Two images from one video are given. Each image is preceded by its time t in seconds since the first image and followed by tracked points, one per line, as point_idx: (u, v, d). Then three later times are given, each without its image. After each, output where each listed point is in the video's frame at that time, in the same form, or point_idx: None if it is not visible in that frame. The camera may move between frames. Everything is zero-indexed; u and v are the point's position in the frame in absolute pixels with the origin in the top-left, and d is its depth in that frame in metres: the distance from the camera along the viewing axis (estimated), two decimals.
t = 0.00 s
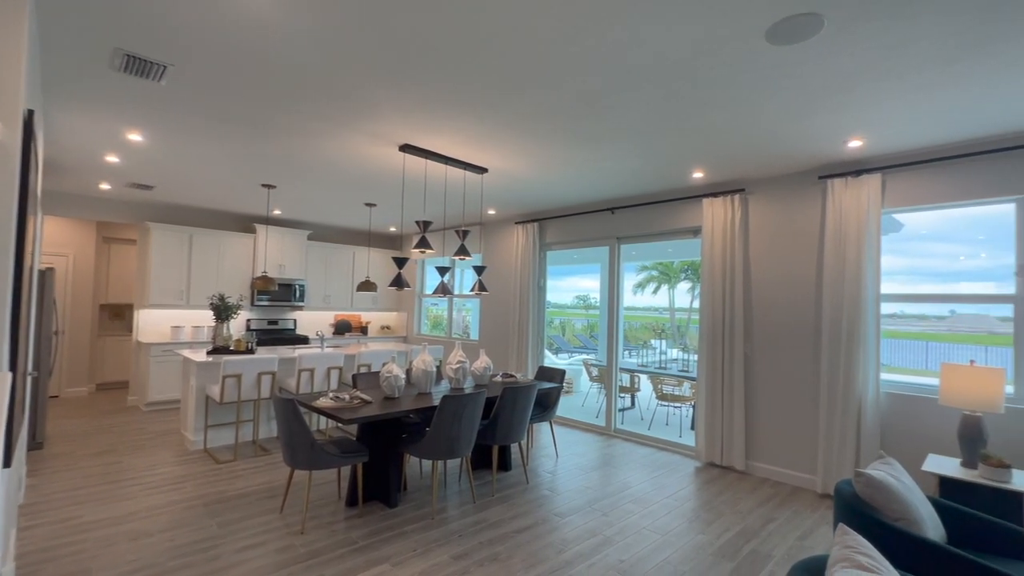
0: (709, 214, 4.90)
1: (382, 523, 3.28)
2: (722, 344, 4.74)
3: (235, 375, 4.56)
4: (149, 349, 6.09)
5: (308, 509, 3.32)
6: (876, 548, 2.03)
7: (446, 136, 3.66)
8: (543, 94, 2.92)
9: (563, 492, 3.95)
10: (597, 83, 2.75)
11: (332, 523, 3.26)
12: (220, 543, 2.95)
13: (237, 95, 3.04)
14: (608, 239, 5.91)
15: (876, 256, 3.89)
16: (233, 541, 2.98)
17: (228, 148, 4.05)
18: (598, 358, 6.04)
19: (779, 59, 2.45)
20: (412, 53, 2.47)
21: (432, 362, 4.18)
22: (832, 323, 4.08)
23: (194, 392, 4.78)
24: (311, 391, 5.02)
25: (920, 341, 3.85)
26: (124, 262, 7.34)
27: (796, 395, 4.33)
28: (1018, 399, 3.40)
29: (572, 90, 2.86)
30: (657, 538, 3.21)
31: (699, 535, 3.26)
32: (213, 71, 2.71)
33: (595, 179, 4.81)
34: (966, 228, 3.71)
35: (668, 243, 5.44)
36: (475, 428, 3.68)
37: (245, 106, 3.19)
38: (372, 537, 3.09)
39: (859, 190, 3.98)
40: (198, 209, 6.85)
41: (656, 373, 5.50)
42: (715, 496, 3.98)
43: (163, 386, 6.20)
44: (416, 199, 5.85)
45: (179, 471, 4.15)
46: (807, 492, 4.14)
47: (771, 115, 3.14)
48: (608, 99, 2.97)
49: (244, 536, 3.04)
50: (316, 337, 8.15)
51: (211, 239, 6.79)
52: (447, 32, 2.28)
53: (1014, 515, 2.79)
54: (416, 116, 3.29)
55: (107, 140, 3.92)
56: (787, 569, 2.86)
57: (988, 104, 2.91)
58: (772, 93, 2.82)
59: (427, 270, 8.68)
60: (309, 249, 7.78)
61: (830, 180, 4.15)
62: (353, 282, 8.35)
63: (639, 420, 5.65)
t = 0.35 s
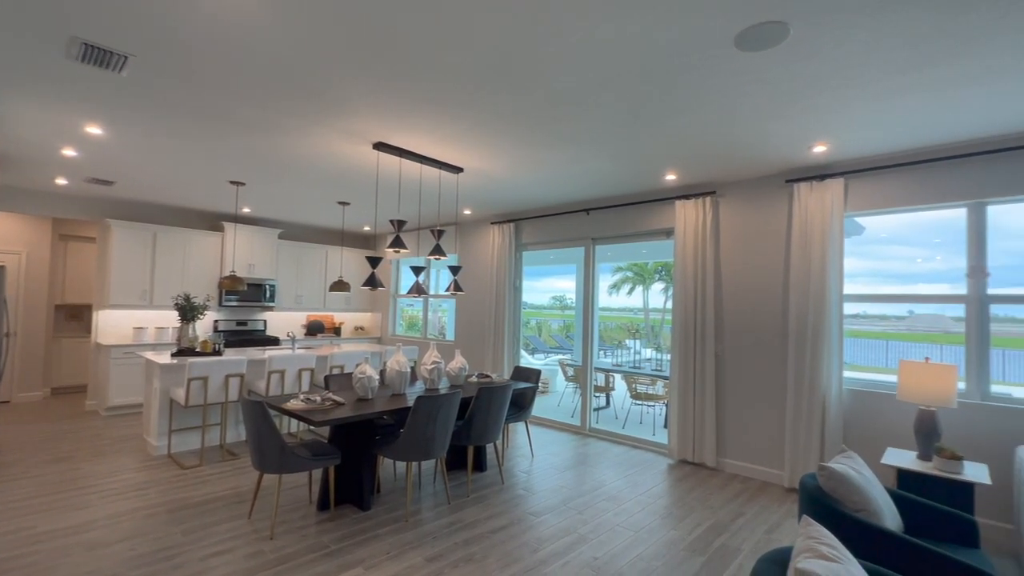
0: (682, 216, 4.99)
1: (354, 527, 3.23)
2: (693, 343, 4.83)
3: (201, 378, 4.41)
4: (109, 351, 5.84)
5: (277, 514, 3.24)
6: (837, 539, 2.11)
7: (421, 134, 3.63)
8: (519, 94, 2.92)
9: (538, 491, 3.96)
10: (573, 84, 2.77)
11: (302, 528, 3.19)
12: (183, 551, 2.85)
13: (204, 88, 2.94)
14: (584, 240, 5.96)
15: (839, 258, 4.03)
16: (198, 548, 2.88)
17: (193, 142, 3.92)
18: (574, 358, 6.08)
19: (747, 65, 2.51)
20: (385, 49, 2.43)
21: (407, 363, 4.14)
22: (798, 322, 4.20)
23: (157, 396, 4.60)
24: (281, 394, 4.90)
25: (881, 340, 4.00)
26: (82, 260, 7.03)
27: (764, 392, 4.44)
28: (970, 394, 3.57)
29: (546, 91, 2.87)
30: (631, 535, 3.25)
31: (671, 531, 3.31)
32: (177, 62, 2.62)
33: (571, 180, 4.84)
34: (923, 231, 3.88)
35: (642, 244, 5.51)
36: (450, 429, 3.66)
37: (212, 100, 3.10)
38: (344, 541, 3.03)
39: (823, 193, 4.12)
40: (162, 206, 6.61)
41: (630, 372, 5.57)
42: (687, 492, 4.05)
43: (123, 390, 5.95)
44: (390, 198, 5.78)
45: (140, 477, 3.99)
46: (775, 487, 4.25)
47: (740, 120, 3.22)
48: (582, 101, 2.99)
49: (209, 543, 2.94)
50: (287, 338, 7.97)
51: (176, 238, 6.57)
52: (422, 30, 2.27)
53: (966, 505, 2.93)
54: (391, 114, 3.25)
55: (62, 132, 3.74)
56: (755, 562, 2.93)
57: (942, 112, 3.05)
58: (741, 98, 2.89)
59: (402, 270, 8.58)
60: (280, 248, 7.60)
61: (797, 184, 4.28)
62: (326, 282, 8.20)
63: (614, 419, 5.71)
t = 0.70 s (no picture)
0: (650, 217, 5.10)
1: (320, 532, 3.16)
2: (661, 342, 4.93)
3: (158, 381, 4.24)
4: (58, 354, 5.54)
5: (239, 521, 3.14)
6: (795, 530, 2.19)
7: (391, 132, 3.59)
8: (489, 94, 2.93)
9: (509, 491, 3.97)
10: (543, 86, 2.80)
11: (266, 534, 3.11)
12: (138, 562, 2.73)
13: (161, 80, 2.83)
14: (555, 241, 6.01)
15: (798, 260, 4.19)
16: (154, 558, 2.77)
17: (150, 136, 3.76)
18: (545, 358, 6.12)
19: (711, 71, 2.59)
20: (354, 45, 2.40)
21: (376, 363, 4.08)
22: (760, 322, 4.35)
23: (110, 401, 4.40)
24: (244, 397, 4.75)
25: (838, 339, 4.18)
26: (28, 259, 6.65)
27: (728, 390, 4.58)
28: (917, 389, 3.77)
29: (517, 92, 2.89)
30: (600, 531, 3.29)
31: (639, 527, 3.38)
32: (134, 52, 2.52)
33: (542, 181, 4.87)
34: (876, 235, 4.07)
35: (612, 245, 5.59)
36: (420, 430, 3.63)
37: (171, 92, 2.98)
38: (310, 546, 2.96)
39: (783, 197, 4.28)
40: (117, 202, 6.32)
41: (600, 372, 5.65)
42: (654, 488, 4.14)
43: (73, 395, 5.65)
44: (360, 197, 5.69)
45: (91, 486, 3.80)
46: (738, 481, 4.39)
47: (705, 125, 3.31)
48: (553, 102, 3.02)
49: (166, 553, 2.83)
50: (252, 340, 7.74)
51: (132, 235, 6.29)
52: (391, 27, 2.25)
53: (913, 494, 3.09)
54: (360, 111, 3.21)
55: (6, 123, 3.53)
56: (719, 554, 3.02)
57: (891, 121, 3.21)
58: (706, 104, 2.98)
59: (372, 269, 8.46)
60: (244, 247, 7.37)
61: (759, 188, 4.43)
62: (292, 282, 8.00)
63: (584, 418, 5.78)
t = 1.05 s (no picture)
0: (620, 219, 5.19)
1: (286, 536, 3.10)
2: (630, 342, 5.03)
3: (113, 385, 4.06)
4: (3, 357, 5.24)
5: (201, 528, 3.05)
6: (755, 522, 2.27)
7: (361, 131, 3.55)
8: (461, 94, 2.94)
9: (480, 491, 3.97)
10: (514, 87, 2.82)
11: (229, 540, 3.02)
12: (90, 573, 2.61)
13: (117, 71, 2.72)
14: (527, 241, 6.04)
15: (760, 262, 4.34)
16: (108, 569, 2.66)
17: (106, 129, 3.61)
18: (517, 358, 6.14)
19: (676, 78, 2.67)
20: (322, 41, 2.37)
21: (344, 364, 4.02)
22: (724, 321, 4.49)
23: (61, 406, 4.19)
24: (206, 400, 4.60)
25: (799, 338, 4.34)
26: None
27: (694, 388, 4.71)
28: (869, 384, 3.96)
29: (488, 92, 2.90)
30: (569, 529, 3.33)
31: (608, 523, 3.44)
32: (88, 41, 2.42)
33: (514, 182, 4.90)
34: (834, 238, 4.24)
35: (584, 246, 5.66)
36: (389, 431, 3.59)
37: (128, 83, 2.87)
38: (274, 551, 2.90)
39: (746, 201, 4.43)
40: (68, 197, 6.03)
41: (571, 371, 5.71)
42: (623, 485, 4.22)
43: (20, 400, 5.36)
44: (329, 195, 5.59)
45: (39, 495, 3.61)
46: (704, 476, 4.52)
47: (672, 129, 3.40)
48: (523, 104, 3.04)
49: (121, 563, 2.72)
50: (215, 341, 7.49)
51: (86, 233, 6.00)
52: (361, 23, 2.22)
53: (865, 485, 3.25)
54: (329, 108, 3.16)
55: None
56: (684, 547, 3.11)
57: (845, 129, 3.38)
58: (672, 108, 3.07)
59: (341, 269, 8.32)
60: (207, 246, 7.14)
61: (723, 191, 4.58)
62: (258, 282, 7.79)
63: (556, 417, 5.83)
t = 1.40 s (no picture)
0: (586, 220, 5.27)
1: (245, 543, 3.01)
2: (596, 341, 5.12)
3: (57, 389, 3.85)
4: None
5: (153, 537, 2.93)
6: (712, 513, 2.35)
7: (325, 127, 3.49)
8: (427, 93, 2.93)
9: (447, 491, 3.96)
10: (480, 88, 2.83)
11: (185, 549, 2.92)
12: None
13: (62, 59, 2.59)
14: (495, 241, 6.06)
15: (720, 264, 4.49)
16: None
17: (49, 120, 3.42)
18: (486, 358, 6.15)
19: (638, 84, 2.75)
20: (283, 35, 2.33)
21: (308, 366, 3.93)
22: (686, 321, 4.63)
23: None
24: (160, 405, 4.42)
25: (759, 337, 4.51)
26: None
27: (657, 385, 4.83)
28: (820, 380, 4.17)
29: (455, 92, 2.91)
30: (535, 526, 3.37)
31: (573, 519, 3.49)
32: (29, 26, 2.29)
33: (482, 182, 4.91)
34: (790, 241, 4.43)
35: (552, 247, 5.72)
36: (354, 433, 3.54)
37: (74, 72, 2.73)
38: (233, 558, 2.82)
39: (707, 205, 4.58)
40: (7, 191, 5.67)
41: (539, 371, 5.75)
42: (589, 482, 4.29)
43: None
44: (292, 193, 5.46)
45: None
46: (666, 472, 4.64)
47: (635, 133, 3.49)
48: (490, 105, 3.07)
49: None
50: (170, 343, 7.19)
51: (27, 229, 5.66)
52: (326, 18, 2.20)
53: (815, 476, 3.42)
54: (291, 103, 3.10)
55: None
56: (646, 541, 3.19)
57: (798, 137, 3.55)
58: (634, 113, 3.15)
59: (305, 269, 8.13)
60: (161, 243, 6.85)
61: (685, 195, 4.72)
62: (217, 281, 7.52)
63: (524, 417, 5.86)
